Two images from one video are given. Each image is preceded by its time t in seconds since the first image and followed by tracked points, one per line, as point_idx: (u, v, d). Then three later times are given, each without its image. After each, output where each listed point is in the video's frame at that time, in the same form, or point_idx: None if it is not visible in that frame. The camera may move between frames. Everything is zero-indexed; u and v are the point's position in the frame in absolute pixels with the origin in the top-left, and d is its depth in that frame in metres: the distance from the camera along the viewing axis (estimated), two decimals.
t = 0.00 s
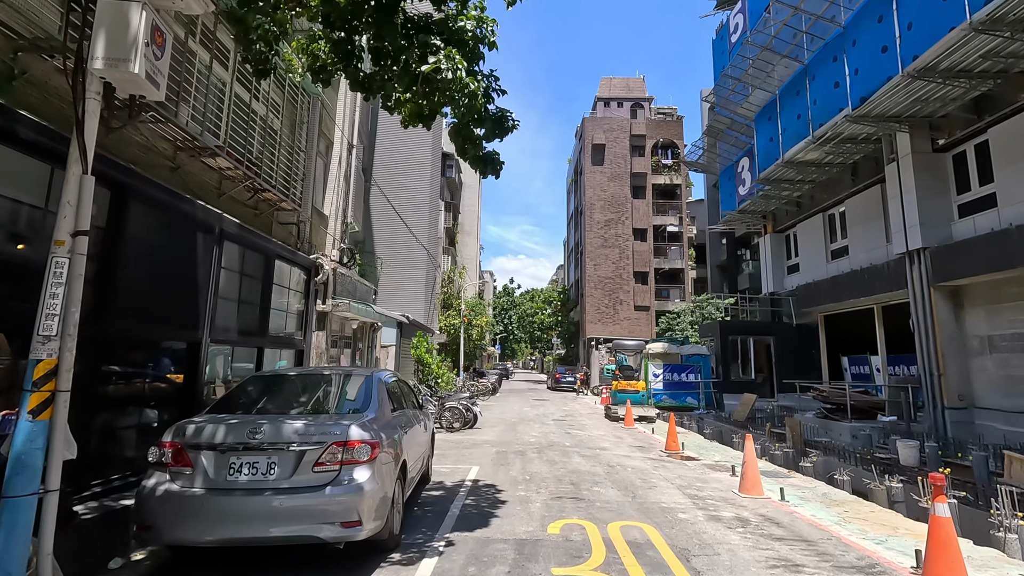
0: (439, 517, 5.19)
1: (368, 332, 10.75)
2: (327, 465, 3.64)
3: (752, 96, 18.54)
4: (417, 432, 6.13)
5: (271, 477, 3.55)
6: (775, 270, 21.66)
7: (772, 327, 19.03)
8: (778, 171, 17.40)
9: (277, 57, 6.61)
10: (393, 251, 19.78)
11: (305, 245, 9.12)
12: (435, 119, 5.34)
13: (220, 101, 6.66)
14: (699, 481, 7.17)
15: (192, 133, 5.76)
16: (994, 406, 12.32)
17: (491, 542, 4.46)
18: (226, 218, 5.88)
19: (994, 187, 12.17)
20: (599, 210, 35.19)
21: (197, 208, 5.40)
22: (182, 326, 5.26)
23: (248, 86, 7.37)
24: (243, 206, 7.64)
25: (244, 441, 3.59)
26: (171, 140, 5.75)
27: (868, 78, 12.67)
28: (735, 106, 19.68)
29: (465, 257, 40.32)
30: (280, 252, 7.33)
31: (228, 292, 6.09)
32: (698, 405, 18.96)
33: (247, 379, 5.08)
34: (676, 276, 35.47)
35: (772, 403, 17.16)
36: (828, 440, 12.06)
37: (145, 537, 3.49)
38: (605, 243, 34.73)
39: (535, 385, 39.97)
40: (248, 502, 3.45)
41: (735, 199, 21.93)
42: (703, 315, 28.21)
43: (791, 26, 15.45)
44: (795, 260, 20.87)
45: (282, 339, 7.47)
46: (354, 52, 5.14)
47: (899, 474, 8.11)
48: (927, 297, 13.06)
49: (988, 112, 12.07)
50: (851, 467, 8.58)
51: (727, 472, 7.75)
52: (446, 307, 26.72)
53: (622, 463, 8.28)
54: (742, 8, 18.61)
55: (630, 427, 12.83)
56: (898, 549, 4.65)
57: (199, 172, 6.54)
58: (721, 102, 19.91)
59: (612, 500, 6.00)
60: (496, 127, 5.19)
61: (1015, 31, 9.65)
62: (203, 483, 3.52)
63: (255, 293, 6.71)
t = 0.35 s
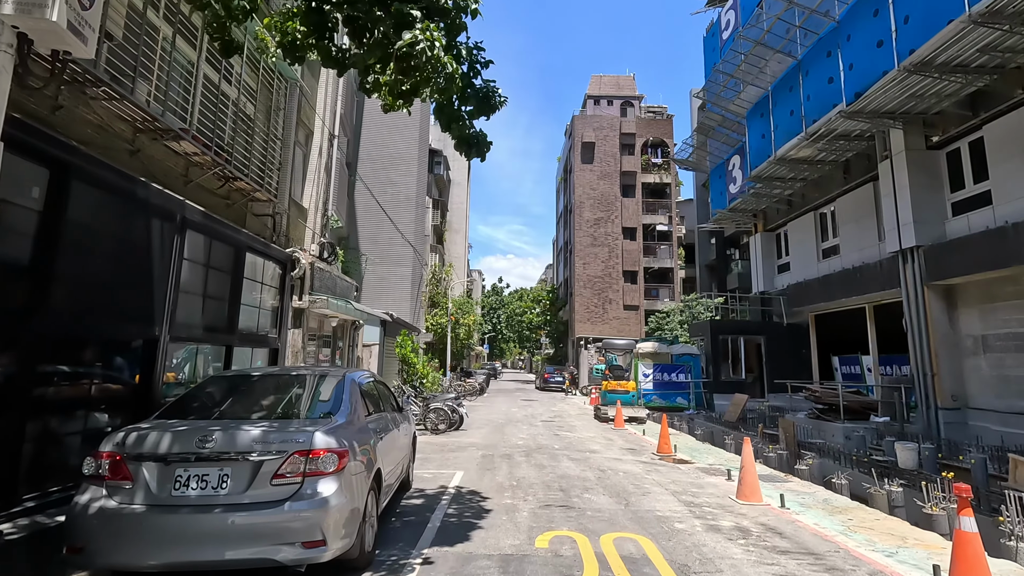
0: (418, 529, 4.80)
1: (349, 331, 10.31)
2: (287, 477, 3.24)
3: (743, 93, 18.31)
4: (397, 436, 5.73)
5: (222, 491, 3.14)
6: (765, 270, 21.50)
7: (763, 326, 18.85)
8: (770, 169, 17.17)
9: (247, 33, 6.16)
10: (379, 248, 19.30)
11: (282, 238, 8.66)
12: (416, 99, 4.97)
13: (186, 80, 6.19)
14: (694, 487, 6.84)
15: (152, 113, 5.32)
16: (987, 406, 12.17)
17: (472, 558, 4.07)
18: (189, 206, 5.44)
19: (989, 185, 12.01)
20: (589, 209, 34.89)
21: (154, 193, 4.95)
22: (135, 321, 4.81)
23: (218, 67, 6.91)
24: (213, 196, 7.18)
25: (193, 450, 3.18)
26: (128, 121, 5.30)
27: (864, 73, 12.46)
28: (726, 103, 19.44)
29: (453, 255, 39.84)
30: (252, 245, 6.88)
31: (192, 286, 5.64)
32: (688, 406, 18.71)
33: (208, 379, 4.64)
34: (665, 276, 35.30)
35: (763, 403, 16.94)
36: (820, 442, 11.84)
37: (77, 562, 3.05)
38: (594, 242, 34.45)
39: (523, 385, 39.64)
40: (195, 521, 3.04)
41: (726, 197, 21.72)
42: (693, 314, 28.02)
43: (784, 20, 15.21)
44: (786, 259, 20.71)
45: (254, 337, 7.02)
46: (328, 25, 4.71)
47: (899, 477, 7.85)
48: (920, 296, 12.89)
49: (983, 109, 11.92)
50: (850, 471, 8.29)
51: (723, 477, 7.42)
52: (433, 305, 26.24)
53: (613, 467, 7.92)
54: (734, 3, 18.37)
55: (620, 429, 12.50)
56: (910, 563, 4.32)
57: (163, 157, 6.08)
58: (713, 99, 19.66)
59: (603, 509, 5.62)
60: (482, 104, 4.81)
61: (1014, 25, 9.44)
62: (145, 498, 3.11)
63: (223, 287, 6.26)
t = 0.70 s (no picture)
0: (403, 544, 4.39)
1: (334, 330, 9.86)
2: (249, 490, 2.82)
3: (739, 90, 18.04)
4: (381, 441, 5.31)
5: (172, 508, 2.73)
6: (759, 270, 21.29)
7: (758, 326, 18.59)
8: (766, 167, 16.93)
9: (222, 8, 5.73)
10: (367, 246, 18.84)
11: (262, 231, 8.21)
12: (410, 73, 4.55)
13: (155, 58, 5.76)
14: (696, 493, 6.49)
15: (114, 89, 4.89)
16: (989, 407, 11.95)
17: None
18: (155, 191, 5.00)
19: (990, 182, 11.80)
20: (582, 208, 34.59)
21: (114, 175, 4.51)
22: (88, 314, 4.35)
23: (193, 48, 6.48)
24: (187, 184, 6.73)
25: (139, 461, 2.77)
26: (88, 97, 4.86)
27: (863, 67, 12.23)
28: (722, 100, 19.20)
29: (444, 255, 39.38)
30: (228, 236, 6.44)
31: (157, 278, 5.19)
32: (683, 407, 18.42)
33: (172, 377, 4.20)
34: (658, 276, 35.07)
35: (759, 404, 16.68)
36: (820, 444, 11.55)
37: None
38: (587, 241, 34.17)
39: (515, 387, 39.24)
40: (139, 543, 2.62)
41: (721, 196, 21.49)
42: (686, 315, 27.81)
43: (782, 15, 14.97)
44: (781, 258, 20.47)
45: (229, 334, 6.57)
46: None
47: (908, 482, 7.53)
48: (920, 295, 12.65)
49: (984, 105, 11.73)
50: (855, 474, 8.00)
51: (725, 482, 7.08)
52: (423, 305, 25.80)
53: (611, 472, 7.56)
54: None
55: (615, 431, 12.16)
56: None
57: (130, 140, 5.64)
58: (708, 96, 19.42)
59: (603, 518, 5.25)
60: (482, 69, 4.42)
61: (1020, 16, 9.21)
62: (81, 517, 2.69)
63: (193, 280, 5.81)
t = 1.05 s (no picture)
0: (398, 565, 4.02)
1: (328, 330, 9.48)
2: (214, 517, 2.44)
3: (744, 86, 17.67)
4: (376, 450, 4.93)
5: (123, 540, 2.35)
6: (763, 269, 20.93)
7: (763, 327, 18.27)
8: (771, 164, 16.59)
9: None
10: (364, 244, 18.44)
11: (251, 226, 7.81)
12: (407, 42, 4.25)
13: (133, 39, 5.37)
14: (709, 503, 6.12)
15: (84, 70, 4.50)
16: (1003, 410, 11.59)
17: None
18: (129, 180, 4.61)
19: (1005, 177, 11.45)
20: (582, 207, 34.23)
21: (81, 162, 4.12)
22: (51, 313, 3.95)
23: (175, 31, 6.10)
24: (169, 176, 6.35)
25: (87, 483, 2.40)
26: (55, 78, 4.47)
27: (874, 60, 11.90)
28: (725, 96, 18.84)
29: (442, 255, 38.99)
30: (213, 231, 6.06)
31: (130, 274, 4.79)
32: (686, 409, 18.06)
33: (147, 381, 3.81)
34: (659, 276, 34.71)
35: (764, 406, 16.32)
36: (831, 448, 11.19)
37: None
38: (587, 241, 33.82)
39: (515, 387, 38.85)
40: None
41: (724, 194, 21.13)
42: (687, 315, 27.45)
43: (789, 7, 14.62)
44: (785, 257, 20.11)
45: (213, 335, 6.17)
46: None
47: (929, 491, 7.16)
48: (931, 295, 12.29)
49: (999, 98, 11.40)
50: (872, 482, 7.64)
51: (739, 491, 6.71)
52: (421, 305, 25.42)
53: (617, 480, 7.19)
54: None
55: (619, 435, 11.80)
56: None
57: (104, 127, 5.25)
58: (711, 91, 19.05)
59: (612, 534, 4.89)
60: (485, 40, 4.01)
61: None
62: (17, 550, 2.31)
63: (172, 277, 5.42)
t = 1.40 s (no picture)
0: None
1: (317, 331, 9.07)
2: (153, 544, 2.06)
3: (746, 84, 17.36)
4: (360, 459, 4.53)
5: (41, 573, 1.98)
6: (764, 271, 20.60)
7: (765, 329, 17.94)
8: (773, 163, 16.27)
9: None
10: (359, 245, 18.05)
11: (235, 221, 7.42)
12: None
13: (103, 17, 5.00)
14: (719, 515, 5.74)
15: (43, 45, 4.12)
16: (1015, 415, 11.24)
17: None
18: (92, 164, 4.23)
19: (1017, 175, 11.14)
20: (580, 209, 33.92)
21: (38, 142, 3.72)
22: None
23: (150, 12, 5.74)
24: (145, 165, 5.97)
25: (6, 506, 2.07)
26: (11, 54, 4.09)
27: (881, 54, 11.59)
28: (727, 94, 18.52)
29: (439, 257, 38.64)
30: (190, 224, 5.67)
31: (90, 267, 4.39)
32: (687, 413, 17.69)
33: (107, 382, 3.41)
34: (658, 278, 34.39)
35: (767, 410, 15.96)
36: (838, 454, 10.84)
37: None
38: (585, 243, 33.49)
39: (512, 391, 38.44)
40: None
41: (725, 195, 20.80)
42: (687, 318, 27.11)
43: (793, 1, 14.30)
44: (788, 259, 19.77)
45: (190, 335, 5.79)
46: None
47: (949, 500, 6.79)
48: (940, 296, 11.95)
49: (1010, 93, 11.10)
50: (888, 490, 7.27)
51: (750, 501, 6.33)
52: (417, 307, 25.05)
53: (620, 489, 6.81)
54: None
55: (620, 440, 11.43)
56: None
57: (70, 111, 4.87)
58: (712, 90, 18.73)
59: (617, 549, 4.51)
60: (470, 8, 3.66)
61: None
62: None
63: (141, 272, 5.02)
